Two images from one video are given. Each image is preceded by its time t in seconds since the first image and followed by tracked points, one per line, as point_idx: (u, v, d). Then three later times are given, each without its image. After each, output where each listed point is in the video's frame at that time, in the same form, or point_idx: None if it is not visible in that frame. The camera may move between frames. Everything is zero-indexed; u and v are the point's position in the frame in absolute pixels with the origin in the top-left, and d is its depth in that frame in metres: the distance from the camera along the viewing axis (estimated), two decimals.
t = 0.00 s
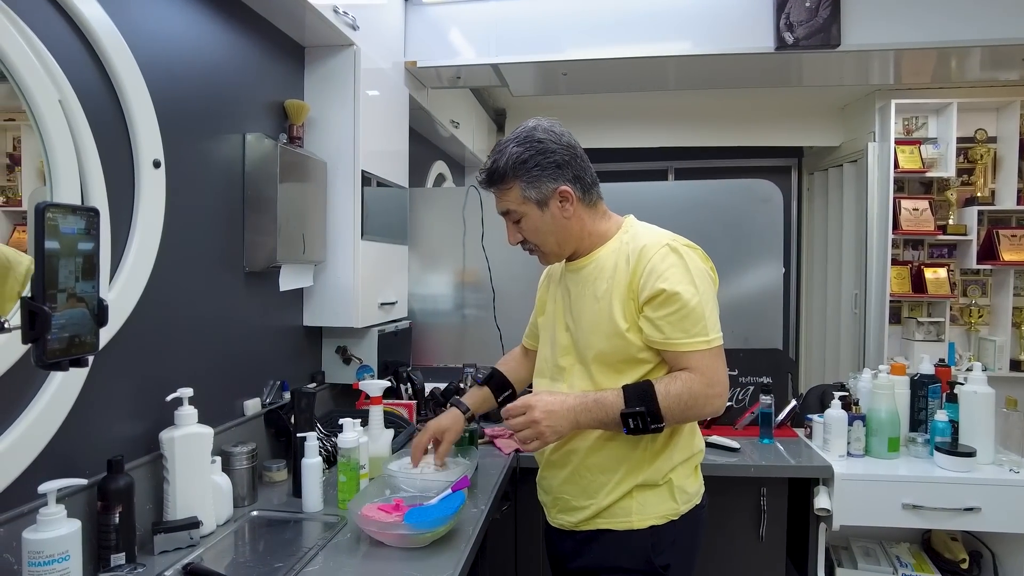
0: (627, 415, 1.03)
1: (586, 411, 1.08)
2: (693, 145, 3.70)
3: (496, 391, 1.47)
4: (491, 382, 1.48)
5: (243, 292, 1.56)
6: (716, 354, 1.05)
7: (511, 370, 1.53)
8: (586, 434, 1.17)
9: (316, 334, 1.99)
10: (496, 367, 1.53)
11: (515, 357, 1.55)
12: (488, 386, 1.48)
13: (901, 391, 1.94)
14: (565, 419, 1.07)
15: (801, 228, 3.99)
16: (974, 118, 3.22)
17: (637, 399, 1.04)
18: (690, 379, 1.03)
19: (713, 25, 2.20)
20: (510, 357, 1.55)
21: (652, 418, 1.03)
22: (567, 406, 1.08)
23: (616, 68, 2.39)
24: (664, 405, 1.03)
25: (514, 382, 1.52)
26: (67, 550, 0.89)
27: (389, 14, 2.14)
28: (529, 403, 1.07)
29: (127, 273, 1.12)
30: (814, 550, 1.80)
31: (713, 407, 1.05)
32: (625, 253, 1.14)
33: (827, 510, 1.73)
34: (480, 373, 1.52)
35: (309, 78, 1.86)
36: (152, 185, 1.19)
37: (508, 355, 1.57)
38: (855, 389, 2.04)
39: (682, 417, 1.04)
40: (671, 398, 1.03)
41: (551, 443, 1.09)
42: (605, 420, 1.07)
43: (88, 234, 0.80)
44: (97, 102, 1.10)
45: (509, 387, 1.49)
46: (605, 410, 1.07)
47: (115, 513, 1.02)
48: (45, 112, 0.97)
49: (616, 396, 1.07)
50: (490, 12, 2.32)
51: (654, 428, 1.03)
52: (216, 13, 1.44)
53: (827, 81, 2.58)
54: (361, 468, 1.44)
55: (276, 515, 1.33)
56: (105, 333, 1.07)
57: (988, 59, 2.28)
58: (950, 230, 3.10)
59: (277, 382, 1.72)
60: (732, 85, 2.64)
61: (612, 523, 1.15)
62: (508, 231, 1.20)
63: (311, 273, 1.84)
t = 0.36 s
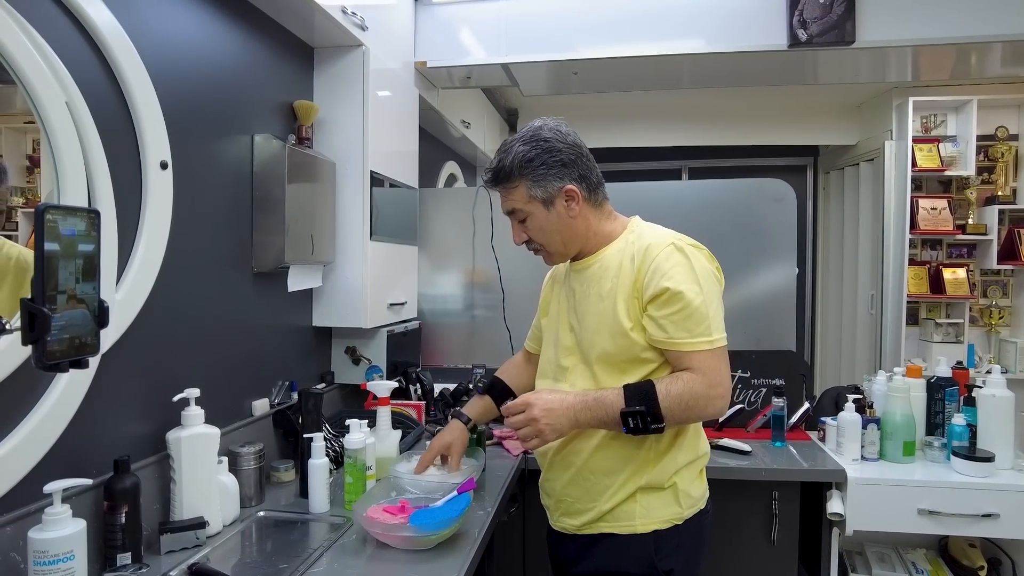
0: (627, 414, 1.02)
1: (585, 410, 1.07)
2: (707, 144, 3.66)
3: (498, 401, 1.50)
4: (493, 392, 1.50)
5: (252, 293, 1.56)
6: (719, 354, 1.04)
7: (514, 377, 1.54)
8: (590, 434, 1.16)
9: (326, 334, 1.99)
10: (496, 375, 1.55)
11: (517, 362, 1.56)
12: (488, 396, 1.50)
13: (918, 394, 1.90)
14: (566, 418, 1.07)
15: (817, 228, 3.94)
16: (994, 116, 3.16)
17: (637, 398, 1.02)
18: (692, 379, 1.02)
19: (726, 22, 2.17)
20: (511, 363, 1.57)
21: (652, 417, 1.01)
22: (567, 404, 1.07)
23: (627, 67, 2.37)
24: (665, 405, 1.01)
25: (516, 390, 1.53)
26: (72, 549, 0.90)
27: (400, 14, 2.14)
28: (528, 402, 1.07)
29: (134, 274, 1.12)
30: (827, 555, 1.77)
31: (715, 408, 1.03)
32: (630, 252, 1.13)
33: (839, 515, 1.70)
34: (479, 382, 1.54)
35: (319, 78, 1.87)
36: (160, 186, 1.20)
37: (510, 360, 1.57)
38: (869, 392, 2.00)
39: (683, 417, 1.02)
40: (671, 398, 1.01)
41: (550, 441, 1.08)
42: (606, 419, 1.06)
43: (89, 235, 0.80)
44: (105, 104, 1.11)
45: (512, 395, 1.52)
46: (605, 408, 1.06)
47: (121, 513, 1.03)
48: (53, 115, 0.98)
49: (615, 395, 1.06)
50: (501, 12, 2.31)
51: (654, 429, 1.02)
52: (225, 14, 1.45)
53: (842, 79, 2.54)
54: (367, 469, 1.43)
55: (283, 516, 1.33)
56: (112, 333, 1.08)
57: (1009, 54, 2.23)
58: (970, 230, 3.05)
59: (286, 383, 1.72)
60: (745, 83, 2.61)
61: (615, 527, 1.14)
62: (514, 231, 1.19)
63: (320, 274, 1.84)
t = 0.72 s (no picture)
0: (615, 420, 1.02)
1: (575, 413, 1.07)
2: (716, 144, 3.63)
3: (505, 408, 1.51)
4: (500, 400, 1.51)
5: (258, 294, 1.57)
6: (714, 364, 1.03)
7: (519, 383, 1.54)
8: (587, 436, 1.16)
9: (333, 335, 1.99)
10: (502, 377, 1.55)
11: (522, 364, 1.56)
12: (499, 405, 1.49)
13: (930, 397, 1.88)
14: (556, 423, 1.08)
15: (827, 228, 3.90)
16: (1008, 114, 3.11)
17: (626, 404, 1.02)
18: (686, 386, 1.01)
19: (734, 21, 2.16)
20: (516, 364, 1.57)
21: (640, 425, 1.01)
22: (558, 409, 1.08)
23: (634, 66, 2.36)
24: (653, 412, 1.01)
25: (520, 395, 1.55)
26: (76, 550, 0.91)
27: (407, 15, 2.14)
28: (518, 407, 1.09)
29: (139, 276, 1.13)
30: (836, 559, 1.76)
31: (705, 417, 1.02)
32: (636, 253, 1.12)
33: (849, 519, 1.68)
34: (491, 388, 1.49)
35: (325, 80, 1.87)
36: (165, 188, 1.20)
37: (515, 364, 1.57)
38: (879, 395, 1.98)
39: (673, 426, 1.02)
40: (662, 406, 1.01)
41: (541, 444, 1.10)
42: (594, 423, 1.06)
43: (90, 237, 0.80)
44: (111, 107, 1.11)
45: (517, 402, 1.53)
46: (593, 413, 1.06)
47: (126, 513, 1.03)
48: (59, 120, 0.99)
49: (604, 400, 1.06)
50: (508, 12, 2.31)
51: (642, 435, 1.02)
52: (232, 16, 1.45)
53: (853, 78, 2.52)
54: (373, 470, 1.43)
55: (288, 517, 1.33)
56: (118, 334, 1.08)
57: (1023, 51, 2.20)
58: (984, 230, 3.01)
59: (292, 384, 1.72)
60: (755, 82, 2.58)
61: (612, 529, 1.13)
62: (523, 229, 1.19)
63: (326, 275, 1.85)
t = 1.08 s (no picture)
0: (565, 426, 1.06)
1: (537, 421, 1.12)
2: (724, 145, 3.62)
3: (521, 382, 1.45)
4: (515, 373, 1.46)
5: (267, 295, 1.57)
6: (679, 365, 1.01)
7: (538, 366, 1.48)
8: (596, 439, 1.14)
9: (341, 336, 2.00)
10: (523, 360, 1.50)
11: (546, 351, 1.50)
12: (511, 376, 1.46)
13: (940, 399, 1.86)
14: (526, 432, 1.13)
15: (837, 228, 3.87)
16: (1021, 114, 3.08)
17: (576, 411, 1.06)
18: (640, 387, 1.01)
19: (743, 22, 2.15)
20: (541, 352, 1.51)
21: (590, 430, 1.05)
22: (525, 419, 1.13)
23: (642, 67, 2.35)
24: (599, 415, 1.03)
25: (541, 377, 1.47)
26: (86, 549, 0.91)
27: (414, 17, 2.15)
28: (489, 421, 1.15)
29: (149, 277, 1.14)
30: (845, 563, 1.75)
31: (657, 421, 1.00)
32: (627, 254, 1.12)
33: (858, 522, 1.67)
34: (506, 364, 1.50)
35: (333, 82, 1.88)
36: (174, 190, 1.21)
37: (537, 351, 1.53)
38: (889, 397, 1.97)
39: (622, 429, 1.02)
40: (610, 407, 1.02)
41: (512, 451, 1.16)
42: (553, 429, 1.10)
43: (100, 240, 0.82)
44: (121, 110, 1.12)
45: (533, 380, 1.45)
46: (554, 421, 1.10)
47: (136, 514, 1.04)
48: (70, 123, 1.00)
49: (558, 408, 1.10)
50: (515, 13, 2.31)
51: (597, 439, 1.05)
52: (241, 19, 1.46)
53: (863, 78, 2.50)
54: (380, 471, 1.44)
55: (296, 518, 1.34)
56: (127, 335, 1.09)
57: None
58: (997, 231, 2.98)
59: (301, 385, 1.73)
60: (764, 82, 2.57)
61: (623, 532, 1.12)
62: (524, 237, 1.19)
63: (335, 276, 1.85)
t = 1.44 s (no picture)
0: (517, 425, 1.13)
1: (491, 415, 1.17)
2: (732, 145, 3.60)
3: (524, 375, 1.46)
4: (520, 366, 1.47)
5: (274, 295, 1.58)
6: (635, 368, 1.02)
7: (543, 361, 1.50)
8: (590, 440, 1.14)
9: (348, 337, 2.01)
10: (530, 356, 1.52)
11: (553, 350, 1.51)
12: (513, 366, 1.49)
13: (950, 401, 1.85)
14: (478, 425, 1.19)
15: (846, 229, 3.85)
16: None
17: (528, 411, 1.12)
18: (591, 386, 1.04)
19: (751, 21, 2.14)
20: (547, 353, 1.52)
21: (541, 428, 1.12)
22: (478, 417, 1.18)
23: (649, 67, 2.34)
24: (549, 413, 1.09)
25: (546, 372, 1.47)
26: (95, 548, 0.92)
27: (422, 17, 2.15)
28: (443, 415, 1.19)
29: (157, 278, 1.15)
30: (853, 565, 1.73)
31: (597, 421, 1.04)
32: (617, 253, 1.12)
33: (867, 524, 1.65)
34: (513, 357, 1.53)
35: (340, 82, 1.88)
36: (182, 191, 1.22)
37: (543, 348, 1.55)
38: (898, 398, 1.96)
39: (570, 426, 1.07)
40: (558, 404, 1.08)
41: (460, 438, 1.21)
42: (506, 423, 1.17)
43: (107, 240, 0.82)
44: (130, 111, 1.13)
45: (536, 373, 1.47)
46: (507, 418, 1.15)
47: (144, 513, 1.05)
48: (79, 124, 1.01)
49: (512, 407, 1.16)
50: (522, 14, 2.31)
51: (549, 433, 1.13)
52: (249, 21, 1.47)
53: (873, 77, 2.48)
54: (387, 471, 1.43)
55: (303, 518, 1.34)
56: (136, 335, 1.10)
57: None
58: (1008, 231, 2.95)
59: (308, 384, 1.74)
60: (772, 82, 2.56)
61: (622, 532, 1.13)
62: (523, 238, 1.18)
63: (342, 276, 1.86)
